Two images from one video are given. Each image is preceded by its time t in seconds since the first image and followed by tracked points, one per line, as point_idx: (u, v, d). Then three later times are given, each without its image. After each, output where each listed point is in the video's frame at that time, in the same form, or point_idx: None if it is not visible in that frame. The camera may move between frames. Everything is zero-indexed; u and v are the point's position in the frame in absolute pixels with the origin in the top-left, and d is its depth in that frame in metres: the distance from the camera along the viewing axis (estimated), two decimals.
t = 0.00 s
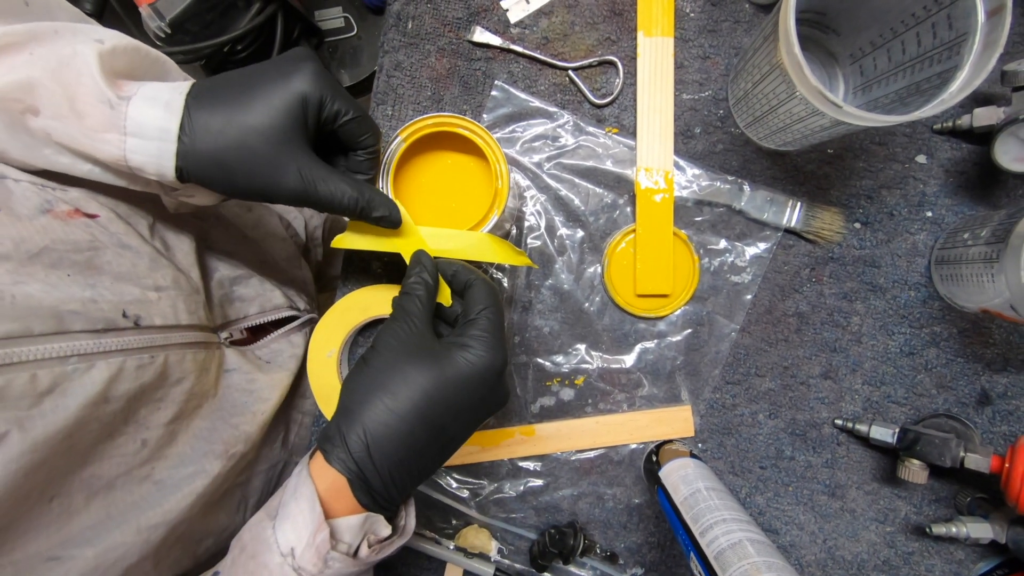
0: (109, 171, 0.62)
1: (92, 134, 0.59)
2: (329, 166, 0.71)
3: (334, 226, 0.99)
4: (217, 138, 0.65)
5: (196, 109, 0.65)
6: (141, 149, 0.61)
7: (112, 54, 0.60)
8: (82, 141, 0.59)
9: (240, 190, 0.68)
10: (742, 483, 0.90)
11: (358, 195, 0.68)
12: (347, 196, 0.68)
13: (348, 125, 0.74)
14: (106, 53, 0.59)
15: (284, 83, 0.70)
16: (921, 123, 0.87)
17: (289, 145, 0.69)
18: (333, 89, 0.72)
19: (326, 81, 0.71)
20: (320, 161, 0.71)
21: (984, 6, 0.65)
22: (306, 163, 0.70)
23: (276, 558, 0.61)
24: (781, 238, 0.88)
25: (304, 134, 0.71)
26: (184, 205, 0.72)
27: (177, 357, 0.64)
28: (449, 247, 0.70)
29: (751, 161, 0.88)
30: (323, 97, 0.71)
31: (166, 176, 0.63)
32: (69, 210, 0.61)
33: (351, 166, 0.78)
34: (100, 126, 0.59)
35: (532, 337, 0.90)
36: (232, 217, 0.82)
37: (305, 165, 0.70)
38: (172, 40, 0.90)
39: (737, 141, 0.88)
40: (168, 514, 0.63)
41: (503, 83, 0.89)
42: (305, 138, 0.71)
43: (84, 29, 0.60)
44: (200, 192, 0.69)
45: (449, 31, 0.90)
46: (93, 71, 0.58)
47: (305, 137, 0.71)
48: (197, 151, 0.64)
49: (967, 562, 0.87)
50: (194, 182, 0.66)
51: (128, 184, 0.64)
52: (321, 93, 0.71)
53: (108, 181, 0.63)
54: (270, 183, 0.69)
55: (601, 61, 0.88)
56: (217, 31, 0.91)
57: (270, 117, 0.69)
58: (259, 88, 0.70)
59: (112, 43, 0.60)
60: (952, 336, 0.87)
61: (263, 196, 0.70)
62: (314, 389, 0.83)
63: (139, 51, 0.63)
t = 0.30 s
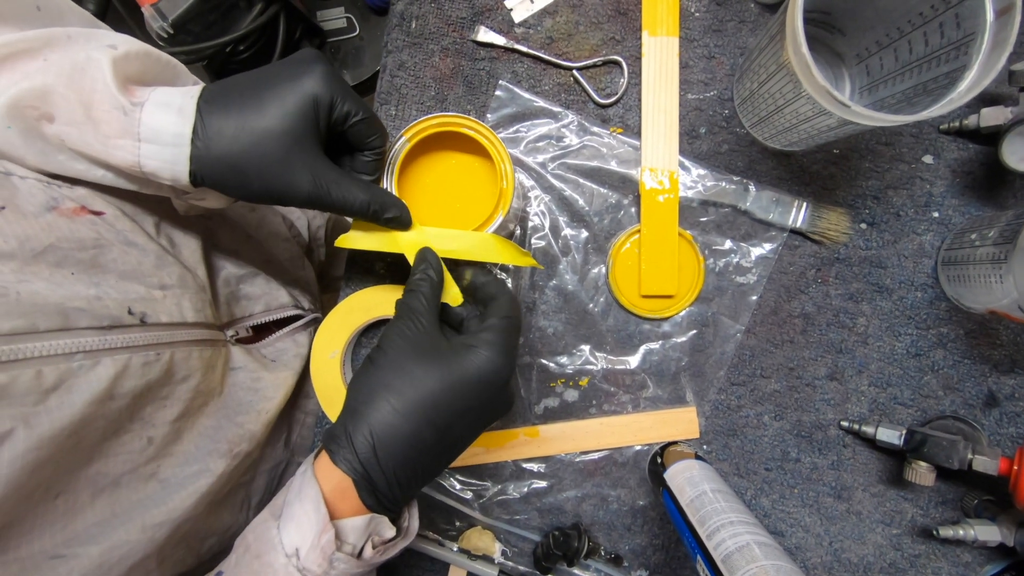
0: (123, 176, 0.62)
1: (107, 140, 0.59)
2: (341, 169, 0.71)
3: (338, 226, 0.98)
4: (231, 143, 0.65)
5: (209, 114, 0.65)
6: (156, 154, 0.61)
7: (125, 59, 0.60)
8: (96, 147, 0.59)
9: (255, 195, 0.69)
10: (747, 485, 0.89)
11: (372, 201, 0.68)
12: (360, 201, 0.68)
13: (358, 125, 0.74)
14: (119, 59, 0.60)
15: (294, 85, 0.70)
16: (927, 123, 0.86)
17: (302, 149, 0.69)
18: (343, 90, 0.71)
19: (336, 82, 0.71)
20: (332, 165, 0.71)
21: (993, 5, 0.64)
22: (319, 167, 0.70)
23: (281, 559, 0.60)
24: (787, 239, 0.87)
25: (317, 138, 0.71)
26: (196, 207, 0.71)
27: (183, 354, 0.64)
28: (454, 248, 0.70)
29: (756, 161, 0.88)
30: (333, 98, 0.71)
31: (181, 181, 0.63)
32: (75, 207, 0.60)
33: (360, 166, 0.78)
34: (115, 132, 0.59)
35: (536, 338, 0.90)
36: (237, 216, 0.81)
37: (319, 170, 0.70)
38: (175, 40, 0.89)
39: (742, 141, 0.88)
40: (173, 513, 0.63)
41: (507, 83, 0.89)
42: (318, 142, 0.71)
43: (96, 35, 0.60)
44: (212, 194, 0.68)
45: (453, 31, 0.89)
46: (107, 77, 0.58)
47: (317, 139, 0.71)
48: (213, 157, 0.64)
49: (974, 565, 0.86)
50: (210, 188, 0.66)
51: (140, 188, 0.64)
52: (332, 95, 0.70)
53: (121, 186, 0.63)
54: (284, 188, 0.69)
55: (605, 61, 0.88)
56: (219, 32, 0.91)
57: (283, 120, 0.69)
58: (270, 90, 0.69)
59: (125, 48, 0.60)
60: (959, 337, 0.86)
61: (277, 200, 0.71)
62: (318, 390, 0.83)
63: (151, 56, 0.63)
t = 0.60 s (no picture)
0: (123, 183, 0.61)
1: (106, 143, 0.57)
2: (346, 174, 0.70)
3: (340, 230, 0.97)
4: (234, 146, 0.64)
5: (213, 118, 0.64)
6: (156, 158, 0.59)
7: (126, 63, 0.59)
8: (95, 151, 0.57)
9: (258, 200, 0.67)
10: (758, 496, 0.87)
11: (376, 207, 0.67)
12: (364, 207, 0.67)
13: (364, 130, 0.72)
14: (119, 62, 0.59)
15: (299, 89, 0.68)
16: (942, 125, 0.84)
17: (306, 153, 0.68)
18: (348, 94, 0.70)
19: (340, 84, 0.70)
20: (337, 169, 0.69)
21: (1014, 6, 0.62)
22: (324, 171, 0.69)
23: (278, 569, 0.58)
24: (799, 244, 0.85)
25: (321, 142, 0.69)
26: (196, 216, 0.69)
27: (182, 362, 0.62)
28: (459, 254, 0.68)
29: (767, 165, 0.86)
30: (338, 102, 0.69)
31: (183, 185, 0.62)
32: (70, 212, 0.59)
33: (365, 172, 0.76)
34: (114, 136, 0.58)
35: (542, 345, 0.88)
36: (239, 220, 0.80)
37: (323, 174, 0.68)
38: (175, 41, 0.87)
39: (752, 144, 0.86)
40: (171, 526, 0.61)
41: (512, 85, 0.87)
42: (323, 146, 0.69)
43: (97, 39, 0.59)
44: (213, 202, 0.66)
45: (457, 31, 0.88)
46: (107, 80, 0.57)
47: (322, 143, 0.69)
48: (215, 161, 0.63)
49: None
50: (211, 193, 0.64)
51: (140, 195, 0.63)
52: (337, 99, 0.69)
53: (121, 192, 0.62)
54: (287, 193, 0.67)
55: (613, 62, 0.86)
56: (219, 33, 0.89)
57: (287, 124, 0.67)
58: (275, 94, 0.68)
59: (126, 53, 0.59)
60: (974, 345, 0.85)
61: (280, 206, 0.69)
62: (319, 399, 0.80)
63: (152, 62, 0.62)
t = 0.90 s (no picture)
0: (119, 188, 0.55)
1: (101, 145, 0.52)
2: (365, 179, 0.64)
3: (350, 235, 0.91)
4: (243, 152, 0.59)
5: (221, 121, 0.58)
6: (157, 160, 0.53)
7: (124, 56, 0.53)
8: (89, 154, 0.51)
9: (269, 207, 0.61)
10: (797, 523, 0.82)
11: (397, 216, 0.61)
12: (384, 216, 0.61)
13: (382, 130, 0.66)
14: (116, 56, 0.53)
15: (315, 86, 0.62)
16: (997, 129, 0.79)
17: (322, 156, 0.62)
18: (367, 91, 0.64)
19: (359, 81, 0.64)
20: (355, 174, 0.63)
21: None
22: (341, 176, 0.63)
23: None
24: (843, 254, 0.80)
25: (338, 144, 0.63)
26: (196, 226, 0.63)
27: (180, 385, 0.56)
28: (486, 269, 0.63)
29: (809, 169, 0.80)
30: (357, 100, 0.63)
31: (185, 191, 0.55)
32: (56, 219, 0.52)
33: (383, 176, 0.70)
34: (111, 136, 0.52)
35: (567, 361, 0.82)
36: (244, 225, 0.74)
37: (339, 179, 0.62)
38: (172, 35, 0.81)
39: (793, 148, 0.80)
40: (166, 569, 0.55)
41: (536, 83, 0.82)
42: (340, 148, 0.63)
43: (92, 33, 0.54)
44: (215, 213, 0.60)
45: (477, 26, 0.82)
46: (103, 75, 0.51)
47: (339, 146, 0.63)
48: (222, 166, 0.57)
49: None
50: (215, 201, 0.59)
51: (137, 202, 0.56)
52: (356, 97, 0.63)
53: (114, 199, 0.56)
54: (301, 199, 0.61)
55: (644, 59, 0.80)
56: (218, 29, 0.84)
57: (302, 125, 0.61)
58: (288, 91, 0.62)
59: (125, 46, 0.53)
60: None
61: (294, 213, 0.63)
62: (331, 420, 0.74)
63: (153, 59, 0.56)
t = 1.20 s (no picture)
0: (92, 197, 0.48)
1: (70, 148, 0.45)
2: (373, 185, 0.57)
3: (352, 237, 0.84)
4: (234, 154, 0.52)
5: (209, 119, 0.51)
6: (135, 166, 0.46)
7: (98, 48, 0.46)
8: (57, 159, 0.45)
9: (266, 217, 0.54)
10: (837, 556, 0.75)
11: (411, 227, 0.54)
12: (395, 228, 0.55)
13: (390, 130, 0.60)
14: (89, 48, 0.46)
15: (317, 81, 0.55)
16: None
17: (325, 158, 0.55)
18: (375, 87, 0.57)
19: (365, 74, 0.57)
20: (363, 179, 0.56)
21: None
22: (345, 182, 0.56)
23: None
24: (891, 265, 0.73)
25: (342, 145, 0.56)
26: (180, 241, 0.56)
27: (154, 419, 0.49)
28: (508, 284, 0.56)
29: (854, 172, 0.73)
30: (363, 97, 0.56)
31: (168, 201, 0.48)
32: (9, 229, 0.45)
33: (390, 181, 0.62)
34: (82, 138, 0.45)
35: (588, 380, 0.76)
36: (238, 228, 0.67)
37: (344, 184, 0.55)
38: (163, 25, 0.75)
39: (838, 147, 0.73)
40: None
41: (556, 76, 0.74)
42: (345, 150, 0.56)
43: (63, 24, 0.47)
44: (203, 226, 0.54)
45: (492, 12, 0.75)
46: (73, 69, 0.44)
47: (344, 147, 0.56)
48: (212, 170, 0.50)
49: None
50: (203, 211, 0.52)
51: (114, 212, 0.49)
52: (362, 94, 0.56)
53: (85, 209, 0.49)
54: (301, 208, 0.54)
55: (675, 50, 0.73)
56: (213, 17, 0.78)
57: (303, 124, 0.54)
58: (286, 86, 0.55)
59: (100, 37, 0.46)
60: None
61: (292, 224, 0.56)
62: (330, 445, 0.68)
63: (134, 53, 0.49)
